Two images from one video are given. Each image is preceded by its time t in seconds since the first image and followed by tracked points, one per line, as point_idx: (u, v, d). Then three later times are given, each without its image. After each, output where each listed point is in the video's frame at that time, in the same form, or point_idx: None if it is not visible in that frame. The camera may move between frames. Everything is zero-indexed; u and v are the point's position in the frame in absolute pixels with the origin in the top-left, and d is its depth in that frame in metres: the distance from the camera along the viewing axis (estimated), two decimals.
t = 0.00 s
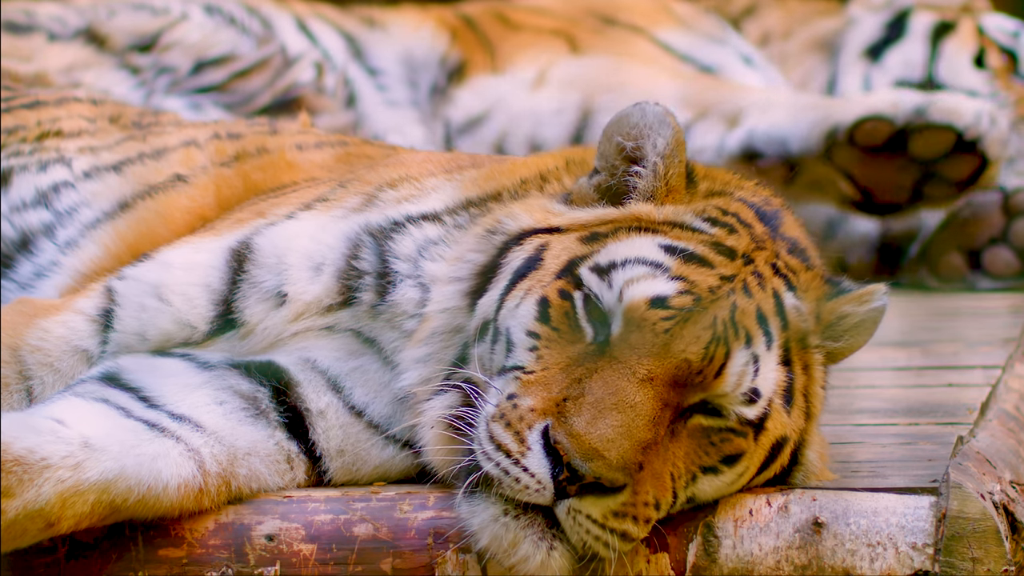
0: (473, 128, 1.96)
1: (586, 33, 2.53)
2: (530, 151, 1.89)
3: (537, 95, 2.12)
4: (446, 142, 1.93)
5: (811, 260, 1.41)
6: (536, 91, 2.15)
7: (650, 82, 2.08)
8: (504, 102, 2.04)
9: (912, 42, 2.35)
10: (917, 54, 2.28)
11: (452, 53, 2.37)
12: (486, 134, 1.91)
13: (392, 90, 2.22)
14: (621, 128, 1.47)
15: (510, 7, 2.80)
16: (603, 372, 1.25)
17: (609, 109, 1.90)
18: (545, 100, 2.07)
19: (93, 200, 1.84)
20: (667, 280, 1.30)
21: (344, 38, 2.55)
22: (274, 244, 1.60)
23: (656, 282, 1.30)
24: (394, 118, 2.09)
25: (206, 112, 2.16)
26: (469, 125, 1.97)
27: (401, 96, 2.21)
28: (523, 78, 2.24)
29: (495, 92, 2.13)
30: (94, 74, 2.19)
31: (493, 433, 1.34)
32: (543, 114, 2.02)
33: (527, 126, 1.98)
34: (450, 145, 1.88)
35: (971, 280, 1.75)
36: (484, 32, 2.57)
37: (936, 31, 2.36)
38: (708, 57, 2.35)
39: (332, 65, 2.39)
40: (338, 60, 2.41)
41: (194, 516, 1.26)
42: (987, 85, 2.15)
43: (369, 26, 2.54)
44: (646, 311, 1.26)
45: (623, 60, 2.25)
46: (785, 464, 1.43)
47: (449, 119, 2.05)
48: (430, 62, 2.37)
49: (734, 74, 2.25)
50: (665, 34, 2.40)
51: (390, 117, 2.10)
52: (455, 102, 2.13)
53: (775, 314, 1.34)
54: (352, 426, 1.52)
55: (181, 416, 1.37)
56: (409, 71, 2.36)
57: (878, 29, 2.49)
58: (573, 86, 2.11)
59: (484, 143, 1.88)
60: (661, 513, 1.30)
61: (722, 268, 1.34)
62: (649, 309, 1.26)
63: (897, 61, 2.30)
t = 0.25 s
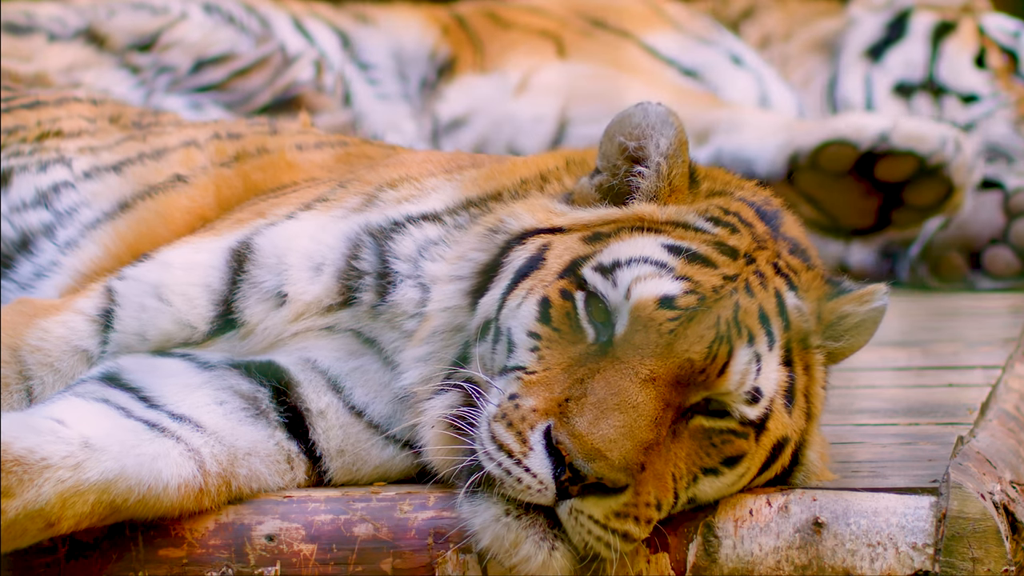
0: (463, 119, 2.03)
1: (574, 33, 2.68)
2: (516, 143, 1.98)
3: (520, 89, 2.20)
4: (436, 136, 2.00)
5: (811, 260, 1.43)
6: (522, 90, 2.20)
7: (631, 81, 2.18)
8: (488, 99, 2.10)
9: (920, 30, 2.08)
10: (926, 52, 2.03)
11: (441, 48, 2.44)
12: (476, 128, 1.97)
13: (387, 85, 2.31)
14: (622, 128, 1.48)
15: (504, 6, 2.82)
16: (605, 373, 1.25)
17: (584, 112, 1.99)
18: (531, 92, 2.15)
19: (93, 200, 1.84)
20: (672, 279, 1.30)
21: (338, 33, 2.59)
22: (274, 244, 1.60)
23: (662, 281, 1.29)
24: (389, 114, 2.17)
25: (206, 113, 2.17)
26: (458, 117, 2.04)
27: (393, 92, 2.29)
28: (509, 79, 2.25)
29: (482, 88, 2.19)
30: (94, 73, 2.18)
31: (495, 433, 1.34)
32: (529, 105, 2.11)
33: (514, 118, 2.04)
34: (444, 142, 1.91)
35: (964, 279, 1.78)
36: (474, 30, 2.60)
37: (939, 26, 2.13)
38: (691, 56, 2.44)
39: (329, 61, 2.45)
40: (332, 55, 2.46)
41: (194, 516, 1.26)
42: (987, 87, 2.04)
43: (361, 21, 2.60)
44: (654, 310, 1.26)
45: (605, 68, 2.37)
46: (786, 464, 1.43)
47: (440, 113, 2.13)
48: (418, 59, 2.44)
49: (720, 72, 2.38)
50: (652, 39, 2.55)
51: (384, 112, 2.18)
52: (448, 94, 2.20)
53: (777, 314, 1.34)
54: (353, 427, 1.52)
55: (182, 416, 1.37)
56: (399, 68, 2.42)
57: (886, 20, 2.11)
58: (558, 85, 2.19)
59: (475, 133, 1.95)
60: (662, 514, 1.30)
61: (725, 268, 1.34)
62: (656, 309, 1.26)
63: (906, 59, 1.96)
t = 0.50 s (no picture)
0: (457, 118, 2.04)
1: (567, 36, 2.70)
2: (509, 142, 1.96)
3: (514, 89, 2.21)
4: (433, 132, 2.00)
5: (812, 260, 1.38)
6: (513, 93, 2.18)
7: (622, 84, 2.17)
8: (482, 101, 2.10)
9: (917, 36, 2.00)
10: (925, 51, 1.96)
11: (435, 48, 2.44)
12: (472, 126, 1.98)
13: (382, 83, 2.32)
14: (624, 128, 1.48)
15: (499, 6, 2.84)
16: (607, 373, 1.25)
17: (572, 122, 2.01)
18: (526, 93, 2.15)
19: (93, 200, 1.84)
20: (676, 279, 1.30)
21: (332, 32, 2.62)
22: (274, 244, 1.60)
23: (665, 280, 1.30)
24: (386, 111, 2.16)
25: (207, 111, 2.18)
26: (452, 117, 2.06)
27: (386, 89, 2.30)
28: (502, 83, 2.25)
29: (474, 90, 2.18)
30: (93, 73, 2.16)
31: (496, 433, 1.34)
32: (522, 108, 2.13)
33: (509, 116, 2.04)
34: (436, 144, 1.88)
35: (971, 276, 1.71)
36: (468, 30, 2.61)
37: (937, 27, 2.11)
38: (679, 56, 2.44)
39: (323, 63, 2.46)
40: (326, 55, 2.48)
41: (194, 516, 1.26)
42: (987, 87, 1.93)
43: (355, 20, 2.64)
44: (658, 310, 1.26)
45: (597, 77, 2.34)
46: (787, 464, 1.43)
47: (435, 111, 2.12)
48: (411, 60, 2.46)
49: (710, 77, 2.33)
50: (642, 44, 2.59)
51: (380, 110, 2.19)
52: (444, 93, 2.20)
53: (778, 314, 1.35)
54: (353, 426, 1.52)
55: (181, 416, 1.37)
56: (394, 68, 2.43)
57: (886, 21, 2.11)
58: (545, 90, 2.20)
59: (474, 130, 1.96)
60: (663, 514, 1.30)
61: (727, 268, 1.34)
62: (661, 308, 1.26)
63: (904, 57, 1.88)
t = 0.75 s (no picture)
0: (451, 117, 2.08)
1: (567, 41, 2.69)
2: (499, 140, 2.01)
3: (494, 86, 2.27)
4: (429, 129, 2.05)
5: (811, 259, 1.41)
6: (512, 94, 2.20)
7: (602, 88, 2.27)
8: (481, 104, 2.10)
9: (914, 37, 2.36)
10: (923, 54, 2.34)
11: (435, 49, 2.47)
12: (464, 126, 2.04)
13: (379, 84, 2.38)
14: (625, 128, 1.47)
15: (497, 6, 2.85)
16: (609, 373, 1.25)
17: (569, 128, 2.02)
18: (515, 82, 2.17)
19: (93, 200, 1.84)
20: (678, 279, 1.30)
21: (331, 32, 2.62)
22: (274, 244, 1.60)
23: (667, 280, 1.30)
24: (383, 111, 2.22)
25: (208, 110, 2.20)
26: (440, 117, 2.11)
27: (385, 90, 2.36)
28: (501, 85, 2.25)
29: (474, 92, 2.18)
30: (92, 73, 2.15)
31: (497, 433, 1.34)
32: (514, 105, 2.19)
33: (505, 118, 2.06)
34: (436, 144, 1.90)
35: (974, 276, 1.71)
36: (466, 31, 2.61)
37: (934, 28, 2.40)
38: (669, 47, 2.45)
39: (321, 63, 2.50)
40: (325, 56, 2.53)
41: (194, 516, 1.26)
42: (986, 87, 2.26)
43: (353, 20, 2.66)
44: (662, 309, 1.26)
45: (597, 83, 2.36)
46: (787, 464, 1.44)
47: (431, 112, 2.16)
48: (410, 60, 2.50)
49: (709, 78, 2.17)
50: (642, 48, 2.55)
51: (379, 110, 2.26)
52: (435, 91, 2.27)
53: (779, 314, 1.35)
54: (353, 426, 1.52)
55: (182, 416, 1.37)
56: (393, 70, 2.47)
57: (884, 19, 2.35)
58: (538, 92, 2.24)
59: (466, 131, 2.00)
60: (663, 514, 1.30)
61: (729, 268, 1.35)
62: (664, 308, 1.26)
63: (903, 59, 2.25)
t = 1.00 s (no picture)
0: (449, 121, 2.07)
1: (568, 41, 2.66)
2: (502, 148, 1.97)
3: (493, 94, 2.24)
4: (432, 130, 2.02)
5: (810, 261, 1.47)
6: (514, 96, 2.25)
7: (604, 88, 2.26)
8: (481, 107, 2.12)
9: (915, 37, 2.64)
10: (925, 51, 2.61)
11: (435, 52, 2.47)
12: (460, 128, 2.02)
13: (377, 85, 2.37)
14: (627, 128, 1.47)
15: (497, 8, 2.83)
16: (610, 373, 1.25)
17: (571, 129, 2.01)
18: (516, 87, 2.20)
19: (93, 201, 1.84)
20: (680, 279, 1.30)
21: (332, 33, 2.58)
22: (274, 244, 1.60)
23: (669, 279, 1.30)
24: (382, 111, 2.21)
25: (207, 109, 2.19)
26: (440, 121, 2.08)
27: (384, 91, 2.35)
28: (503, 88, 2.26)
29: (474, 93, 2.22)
30: (92, 73, 2.16)
31: (498, 433, 1.33)
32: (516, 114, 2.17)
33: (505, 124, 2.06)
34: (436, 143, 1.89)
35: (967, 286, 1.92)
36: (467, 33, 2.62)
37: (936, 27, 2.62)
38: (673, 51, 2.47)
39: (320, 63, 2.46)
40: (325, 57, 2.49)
41: (194, 516, 1.26)
42: (986, 87, 2.48)
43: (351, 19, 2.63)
44: (664, 309, 1.26)
45: (595, 83, 2.32)
46: (789, 464, 1.43)
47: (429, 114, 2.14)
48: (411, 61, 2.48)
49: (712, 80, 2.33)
50: (642, 48, 2.56)
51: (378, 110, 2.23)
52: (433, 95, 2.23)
53: (780, 314, 1.35)
54: (353, 426, 1.52)
55: (182, 416, 1.37)
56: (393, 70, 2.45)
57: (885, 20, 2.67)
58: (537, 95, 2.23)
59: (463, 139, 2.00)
60: (664, 514, 1.30)
61: (730, 267, 1.35)
62: (667, 307, 1.26)
63: (902, 60, 2.60)
